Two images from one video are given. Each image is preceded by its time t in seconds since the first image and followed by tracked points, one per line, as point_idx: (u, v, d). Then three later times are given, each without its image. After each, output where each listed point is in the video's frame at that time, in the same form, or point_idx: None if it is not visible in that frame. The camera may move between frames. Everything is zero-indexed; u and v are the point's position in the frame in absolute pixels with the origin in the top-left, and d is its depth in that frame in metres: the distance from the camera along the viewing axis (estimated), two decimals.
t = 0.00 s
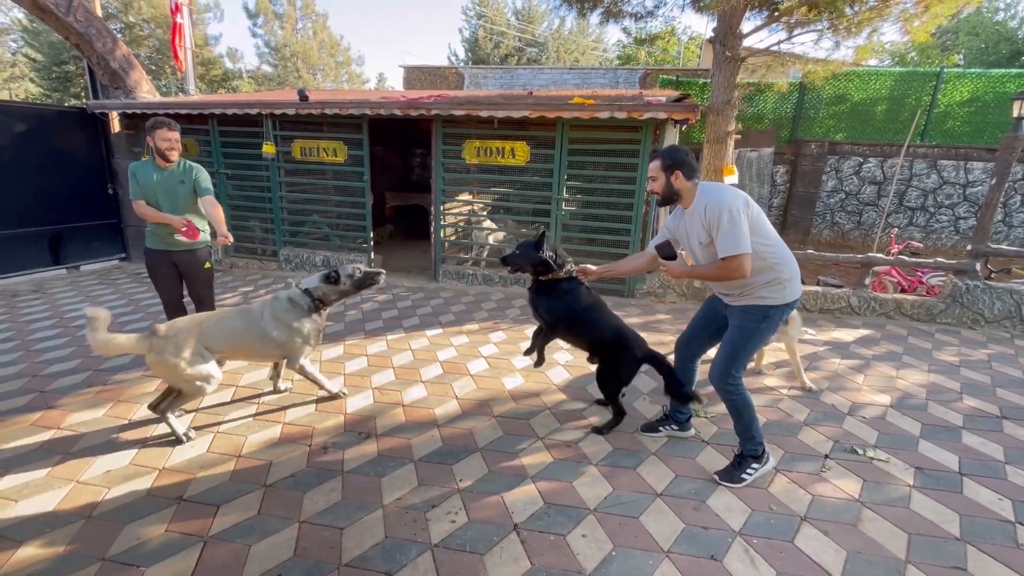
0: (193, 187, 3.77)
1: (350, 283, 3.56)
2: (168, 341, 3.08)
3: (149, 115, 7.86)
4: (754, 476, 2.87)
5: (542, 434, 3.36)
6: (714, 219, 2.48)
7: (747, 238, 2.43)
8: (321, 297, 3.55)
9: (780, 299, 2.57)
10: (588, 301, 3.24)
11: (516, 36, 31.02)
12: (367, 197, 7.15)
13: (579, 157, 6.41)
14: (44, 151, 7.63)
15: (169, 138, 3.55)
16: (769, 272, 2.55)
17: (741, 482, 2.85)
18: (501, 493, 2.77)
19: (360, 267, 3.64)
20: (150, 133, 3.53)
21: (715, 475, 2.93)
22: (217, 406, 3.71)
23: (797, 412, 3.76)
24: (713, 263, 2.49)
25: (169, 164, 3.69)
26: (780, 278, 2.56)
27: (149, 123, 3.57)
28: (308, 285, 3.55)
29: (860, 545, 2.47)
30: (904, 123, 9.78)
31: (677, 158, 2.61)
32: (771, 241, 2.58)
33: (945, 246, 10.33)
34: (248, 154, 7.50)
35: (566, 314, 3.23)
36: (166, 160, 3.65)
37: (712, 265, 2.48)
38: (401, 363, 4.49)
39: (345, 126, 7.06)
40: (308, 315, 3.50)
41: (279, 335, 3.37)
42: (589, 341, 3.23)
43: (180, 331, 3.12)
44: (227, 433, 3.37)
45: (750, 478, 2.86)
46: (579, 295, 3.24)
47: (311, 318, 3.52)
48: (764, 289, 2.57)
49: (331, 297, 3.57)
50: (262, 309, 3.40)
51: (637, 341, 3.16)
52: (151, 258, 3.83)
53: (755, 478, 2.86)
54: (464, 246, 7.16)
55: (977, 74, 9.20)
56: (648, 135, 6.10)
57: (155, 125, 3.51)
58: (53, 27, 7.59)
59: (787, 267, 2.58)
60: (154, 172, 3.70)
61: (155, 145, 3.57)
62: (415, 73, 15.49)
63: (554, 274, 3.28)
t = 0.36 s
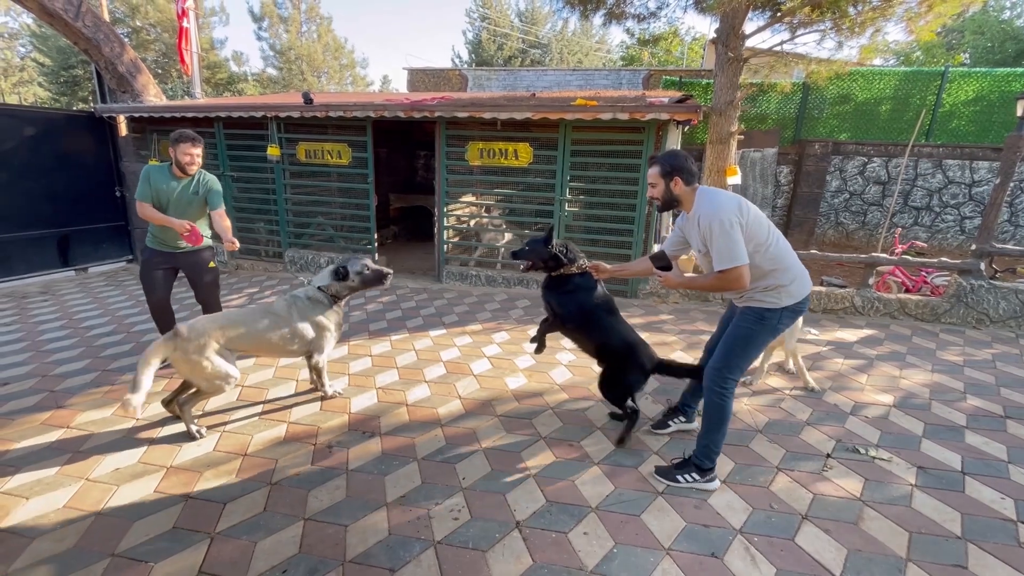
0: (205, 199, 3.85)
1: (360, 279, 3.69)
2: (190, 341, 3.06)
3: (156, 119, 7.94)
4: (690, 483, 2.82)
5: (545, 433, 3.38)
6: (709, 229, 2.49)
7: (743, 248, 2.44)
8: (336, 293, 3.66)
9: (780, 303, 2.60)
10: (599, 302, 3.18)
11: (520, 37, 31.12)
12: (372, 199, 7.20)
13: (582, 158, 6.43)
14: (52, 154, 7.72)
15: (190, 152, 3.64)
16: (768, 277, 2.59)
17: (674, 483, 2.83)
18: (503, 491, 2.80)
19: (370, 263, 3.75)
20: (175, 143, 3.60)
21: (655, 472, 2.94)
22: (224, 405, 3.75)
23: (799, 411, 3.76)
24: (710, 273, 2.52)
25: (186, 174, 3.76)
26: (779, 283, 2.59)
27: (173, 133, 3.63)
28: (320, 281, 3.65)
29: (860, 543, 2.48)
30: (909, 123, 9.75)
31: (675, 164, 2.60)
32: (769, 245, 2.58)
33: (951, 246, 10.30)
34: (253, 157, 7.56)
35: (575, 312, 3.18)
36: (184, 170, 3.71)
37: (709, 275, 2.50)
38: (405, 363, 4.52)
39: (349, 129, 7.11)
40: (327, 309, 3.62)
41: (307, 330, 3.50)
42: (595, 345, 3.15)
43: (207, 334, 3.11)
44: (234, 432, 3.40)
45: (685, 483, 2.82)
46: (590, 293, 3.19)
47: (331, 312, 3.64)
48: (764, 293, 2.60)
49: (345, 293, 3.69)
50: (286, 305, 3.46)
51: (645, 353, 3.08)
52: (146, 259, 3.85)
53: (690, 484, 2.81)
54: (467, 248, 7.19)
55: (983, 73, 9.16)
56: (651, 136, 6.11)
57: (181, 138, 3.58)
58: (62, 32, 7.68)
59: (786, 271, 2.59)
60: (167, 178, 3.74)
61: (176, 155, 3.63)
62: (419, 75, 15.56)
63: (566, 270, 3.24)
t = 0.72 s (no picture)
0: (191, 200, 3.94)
1: (359, 277, 3.71)
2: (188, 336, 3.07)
3: (163, 122, 8.01)
4: (692, 486, 2.81)
5: (548, 434, 3.40)
6: (730, 231, 2.48)
7: (763, 252, 2.43)
8: (336, 292, 3.70)
9: (792, 311, 2.59)
10: (610, 307, 3.06)
11: (524, 40, 31.22)
12: (376, 202, 7.24)
13: (585, 160, 6.45)
14: (61, 157, 7.80)
15: (176, 152, 3.69)
16: (784, 284, 2.57)
17: (677, 485, 2.82)
18: (505, 492, 2.81)
19: (368, 260, 3.77)
20: (159, 146, 3.65)
21: (657, 475, 2.92)
22: (229, 406, 3.78)
23: (802, 412, 3.76)
24: (728, 276, 2.51)
25: (171, 176, 3.82)
26: (793, 291, 2.57)
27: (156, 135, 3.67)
28: (320, 279, 3.68)
29: (861, 545, 2.48)
30: (914, 124, 9.71)
31: (697, 166, 2.58)
32: (788, 253, 2.57)
33: (957, 248, 10.22)
34: (259, 160, 7.62)
35: (586, 316, 3.07)
36: (168, 172, 3.77)
37: (726, 278, 2.50)
38: (408, 364, 4.55)
39: (353, 131, 7.15)
40: (327, 310, 3.65)
41: (305, 326, 3.53)
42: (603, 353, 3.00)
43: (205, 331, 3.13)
44: (238, 432, 3.44)
45: (688, 485, 2.81)
46: (603, 297, 3.09)
47: (329, 312, 3.67)
48: (779, 299, 2.59)
49: (344, 290, 3.72)
50: (284, 303, 3.49)
51: (657, 366, 2.91)
52: (134, 266, 3.90)
53: (693, 487, 2.81)
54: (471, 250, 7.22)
55: (988, 74, 9.12)
56: (653, 138, 6.12)
57: (165, 140, 3.64)
58: (71, 37, 7.77)
59: (802, 280, 2.58)
60: (151, 182, 3.79)
61: (161, 157, 3.68)
62: (423, 78, 15.63)
63: (579, 271, 3.19)
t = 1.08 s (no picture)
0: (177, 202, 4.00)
1: (358, 281, 3.72)
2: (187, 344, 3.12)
3: (172, 126, 8.09)
4: (700, 493, 2.77)
5: (552, 437, 3.39)
6: (747, 232, 2.45)
7: (781, 256, 2.40)
8: (335, 297, 3.72)
9: (801, 320, 2.57)
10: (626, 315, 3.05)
11: (530, 43, 31.32)
12: (382, 204, 7.27)
13: (591, 163, 6.45)
14: (72, 161, 7.90)
15: (155, 151, 3.74)
16: (796, 291, 2.55)
17: (684, 494, 2.77)
18: (509, 495, 2.81)
19: (366, 265, 3.78)
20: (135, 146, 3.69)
21: (663, 482, 2.89)
22: (236, 407, 3.81)
23: (809, 417, 3.74)
24: (744, 279, 2.48)
25: (152, 177, 3.88)
26: (804, 299, 2.55)
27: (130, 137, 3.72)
28: (320, 285, 3.69)
29: (869, 552, 2.45)
30: (923, 127, 9.64)
31: (717, 166, 2.58)
32: (802, 261, 2.55)
33: (966, 251, 10.09)
34: (266, 163, 7.68)
35: (603, 324, 3.04)
36: (148, 172, 3.82)
37: (742, 281, 2.46)
38: (414, 366, 4.56)
39: (360, 135, 7.20)
40: (327, 315, 3.67)
41: (303, 332, 3.55)
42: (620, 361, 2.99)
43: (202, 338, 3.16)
44: (244, 434, 3.45)
45: (695, 493, 2.77)
46: (618, 305, 3.08)
47: (329, 315, 3.69)
48: (788, 307, 2.57)
49: (344, 296, 3.74)
50: (282, 309, 3.52)
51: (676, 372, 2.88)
52: (129, 274, 3.92)
53: (701, 494, 2.77)
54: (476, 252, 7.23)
55: (999, 76, 9.05)
56: (659, 141, 6.12)
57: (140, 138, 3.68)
58: (83, 42, 7.87)
59: (815, 289, 2.56)
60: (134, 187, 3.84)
61: (139, 157, 3.73)
62: (429, 81, 15.70)
63: (593, 278, 3.17)
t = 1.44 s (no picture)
0: (194, 203, 4.07)
1: (358, 285, 3.77)
2: (194, 346, 3.18)
3: (183, 129, 8.21)
4: (701, 495, 2.78)
5: (555, 439, 3.41)
6: (750, 234, 2.45)
7: (783, 259, 2.41)
8: (336, 301, 3.74)
9: (803, 324, 2.58)
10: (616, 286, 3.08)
11: (538, 46, 31.42)
12: (388, 207, 7.32)
13: (596, 166, 6.47)
14: (85, 163, 8.03)
15: (172, 152, 3.81)
16: (799, 295, 2.56)
17: (685, 496, 2.79)
18: (511, 495, 2.83)
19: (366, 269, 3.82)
20: (154, 149, 3.78)
21: (664, 485, 2.90)
22: (243, 406, 3.85)
23: (813, 421, 3.73)
24: (746, 281, 2.49)
25: (171, 178, 3.95)
26: (806, 303, 2.56)
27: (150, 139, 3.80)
28: (321, 291, 3.72)
29: (871, 556, 2.45)
30: (933, 130, 9.58)
31: (721, 167, 2.59)
32: (805, 264, 2.55)
33: (976, 256, 10.02)
34: (275, 165, 7.76)
35: (594, 296, 3.07)
36: (166, 173, 3.90)
37: (744, 282, 2.48)
38: (418, 367, 4.59)
39: (367, 138, 7.26)
40: (327, 318, 3.70)
41: (304, 335, 3.58)
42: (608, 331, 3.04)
43: (208, 341, 3.22)
44: (250, 433, 3.50)
45: (696, 495, 2.78)
46: (607, 276, 3.10)
47: (329, 320, 3.71)
48: (790, 311, 2.58)
49: (346, 300, 3.78)
50: (285, 311, 3.56)
51: (659, 350, 2.93)
52: (149, 275, 4.03)
53: (702, 496, 2.78)
54: (482, 255, 7.26)
55: (1010, 80, 8.98)
56: (664, 145, 6.13)
57: (158, 140, 3.75)
58: (98, 47, 8.00)
59: (817, 293, 2.57)
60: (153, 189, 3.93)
61: (158, 160, 3.82)
62: (437, 85, 15.79)
63: (584, 251, 3.19)
